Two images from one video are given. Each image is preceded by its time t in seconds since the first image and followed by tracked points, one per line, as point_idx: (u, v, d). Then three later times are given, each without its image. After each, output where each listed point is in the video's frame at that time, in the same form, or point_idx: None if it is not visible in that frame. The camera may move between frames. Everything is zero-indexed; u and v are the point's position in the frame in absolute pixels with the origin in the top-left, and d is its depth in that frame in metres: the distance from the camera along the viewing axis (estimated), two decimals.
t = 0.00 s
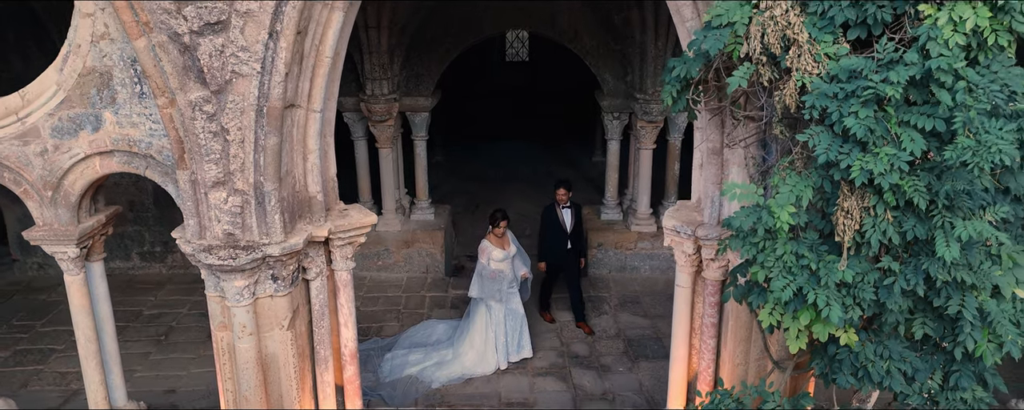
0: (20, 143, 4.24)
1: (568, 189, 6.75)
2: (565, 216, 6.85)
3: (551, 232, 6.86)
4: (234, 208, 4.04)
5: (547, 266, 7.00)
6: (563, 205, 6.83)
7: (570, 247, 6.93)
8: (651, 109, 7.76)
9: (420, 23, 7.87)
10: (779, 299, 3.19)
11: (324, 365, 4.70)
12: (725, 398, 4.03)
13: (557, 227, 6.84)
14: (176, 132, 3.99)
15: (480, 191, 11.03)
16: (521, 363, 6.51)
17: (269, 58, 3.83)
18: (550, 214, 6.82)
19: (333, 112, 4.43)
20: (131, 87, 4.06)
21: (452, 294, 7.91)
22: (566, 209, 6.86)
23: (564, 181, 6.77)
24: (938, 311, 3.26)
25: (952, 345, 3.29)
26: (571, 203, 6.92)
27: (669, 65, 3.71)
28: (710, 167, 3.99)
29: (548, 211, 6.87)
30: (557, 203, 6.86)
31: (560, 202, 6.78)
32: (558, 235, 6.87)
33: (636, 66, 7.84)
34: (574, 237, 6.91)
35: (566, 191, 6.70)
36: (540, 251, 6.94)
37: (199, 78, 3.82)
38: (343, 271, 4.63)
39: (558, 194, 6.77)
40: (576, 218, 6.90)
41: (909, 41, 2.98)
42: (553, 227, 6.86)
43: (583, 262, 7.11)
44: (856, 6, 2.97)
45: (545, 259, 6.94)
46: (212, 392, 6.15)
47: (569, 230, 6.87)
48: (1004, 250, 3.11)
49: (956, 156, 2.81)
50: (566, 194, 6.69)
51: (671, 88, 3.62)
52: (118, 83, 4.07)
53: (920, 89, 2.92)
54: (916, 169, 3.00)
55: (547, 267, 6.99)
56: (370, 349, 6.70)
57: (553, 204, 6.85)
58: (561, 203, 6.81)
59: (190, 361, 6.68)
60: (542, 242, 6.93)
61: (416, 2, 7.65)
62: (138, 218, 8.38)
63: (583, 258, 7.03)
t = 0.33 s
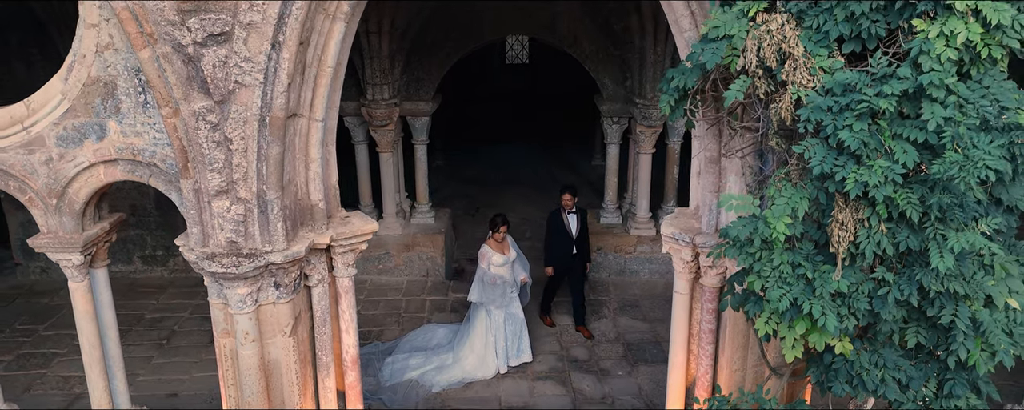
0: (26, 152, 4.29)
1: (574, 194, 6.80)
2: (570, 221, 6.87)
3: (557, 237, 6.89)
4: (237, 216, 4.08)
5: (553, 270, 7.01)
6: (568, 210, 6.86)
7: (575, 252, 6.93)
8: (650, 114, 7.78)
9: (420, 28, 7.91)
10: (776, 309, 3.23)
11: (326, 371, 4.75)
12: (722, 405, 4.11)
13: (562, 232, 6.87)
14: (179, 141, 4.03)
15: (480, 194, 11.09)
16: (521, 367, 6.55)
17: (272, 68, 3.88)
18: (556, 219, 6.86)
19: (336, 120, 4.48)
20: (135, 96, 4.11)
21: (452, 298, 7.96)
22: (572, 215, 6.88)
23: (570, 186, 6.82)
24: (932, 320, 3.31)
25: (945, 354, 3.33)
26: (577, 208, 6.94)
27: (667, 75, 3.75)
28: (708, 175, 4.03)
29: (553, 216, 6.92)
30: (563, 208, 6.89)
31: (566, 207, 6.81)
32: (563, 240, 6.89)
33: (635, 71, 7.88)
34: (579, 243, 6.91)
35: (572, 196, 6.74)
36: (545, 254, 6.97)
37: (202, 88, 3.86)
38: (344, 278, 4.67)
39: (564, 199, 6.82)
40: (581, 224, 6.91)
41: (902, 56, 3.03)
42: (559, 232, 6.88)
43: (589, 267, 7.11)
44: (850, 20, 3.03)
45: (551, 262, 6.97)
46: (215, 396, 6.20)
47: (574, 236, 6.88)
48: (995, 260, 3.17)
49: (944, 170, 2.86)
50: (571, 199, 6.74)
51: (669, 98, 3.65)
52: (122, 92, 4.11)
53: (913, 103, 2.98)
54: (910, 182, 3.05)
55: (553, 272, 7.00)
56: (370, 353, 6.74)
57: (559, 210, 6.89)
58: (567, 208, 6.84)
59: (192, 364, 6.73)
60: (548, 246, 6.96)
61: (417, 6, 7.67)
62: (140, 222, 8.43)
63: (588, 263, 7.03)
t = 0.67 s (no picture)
0: (31, 161, 4.33)
1: (580, 200, 6.77)
2: (576, 227, 6.87)
3: (563, 243, 6.90)
4: (240, 225, 4.13)
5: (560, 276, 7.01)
6: (574, 216, 6.84)
7: (581, 258, 6.94)
8: (649, 119, 7.83)
9: (420, 33, 7.94)
10: (773, 318, 3.29)
11: (327, 377, 4.80)
12: None
13: (568, 238, 6.88)
14: (184, 151, 4.08)
15: (481, 196, 11.15)
16: (521, 372, 6.60)
17: (275, 79, 3.92)
18: (562, 225, 6.84)
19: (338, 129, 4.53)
20: (140, 106, 4.15)
21: (452, 302, 8.00)
22: (578, 220, 6.87)
23: (575, 192, 6.80)
24: (926, 329, 3.36)
25: (940, 363, 3.38)
26: (583, 214, 6.93)
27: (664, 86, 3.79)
28: (706, 184, 4.08)
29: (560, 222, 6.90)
30: (569, 214, 6.87)
31: (571, 213, 6.79)
32: (569, 246, 6.92)
33: (634, 76, 7.92)
34: (586, 248, 6.93)
35: (578, 202, 6.72)
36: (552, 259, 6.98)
37: (206, 99, 3.91)
38: (346, 285, 4.72)
39: (570, 205, 6.79)
40: (587, 230, 6.91)
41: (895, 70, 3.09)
42: (565, 238, 6.89)
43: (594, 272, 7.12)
44: (844, 34, 3.08)
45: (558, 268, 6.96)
46: (217, 401, 6.24)
47: (581, 241, 6.90)
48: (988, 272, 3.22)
49: (934, 183, 2.93)
50: (578, 205, 6.72)
51: (668, 108, 3.69)
52: (127, 102, 4.16)
53: (907, 118, 3.03)
54: (904, 194, 3.11)
55: (560, 278, 7.00)
56: (371, 357, 6.78)
57: (565, 216, 6.88)
58: (573, 214, 6.82)
59: (195, 368, 6.77)
60: (554, 252, 6.97)
61: (418, 12, 7.71)
62: (142, 226, 8.48)
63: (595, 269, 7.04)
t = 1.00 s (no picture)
0: (37, 170, 4.38)
1: (585, 206, 6.84)
2: (581, 233, 6.88)
3: (568, 249, 6.86)
4: (244, 234, 4.18)
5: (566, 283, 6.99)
6: (580, 222, 6.89)
7: (587, 265, 6.91)
8: (648, 124, 7.87)
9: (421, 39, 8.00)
10: (769, 328, 3.34)
11: (329, 383, 4.84)
12: None
13: (573, 245, 6.85)
14: (188, 161, 4.13)
15: (481, 199, 11.20)
16: (521, 376, 6.64)
17: (278, 90, 3.96)
18: (567, 230, 6.88)
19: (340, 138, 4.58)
20: (144, 116, 4.20)
21: (453, 306, 8.04)
22: (583, 226, 6.90)
23: (580, 199, 6.86)
24: (920, 339, 3.41)
25: (934, 372, 3.43)
26: (587, 220, 6.95)
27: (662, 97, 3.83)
28: (704, 192, 4.10)
29: (564, 228, 6.92)
30: (574, 221, 6.91)
31: (576, 220, 6.85)
32: (575, 252, 6.87)
33: (633, 81, 7.97)
34: (591, 255, 6.90)
35: (583, 208, 6.80)
36: (558, 269, 6.91)
37: (210, 109, 3.96)
38: (348, 292, 4.76)
39: (575, 211, 6.87)
40: (592, 236, 6.91)
41: (889, 84, 3.14)
42: (570, 245, 6.86)
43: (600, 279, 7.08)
44: (839, 49, 3.13)
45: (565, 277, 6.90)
46: (219, 405, 6.29)
47: (586, 247, 6.87)
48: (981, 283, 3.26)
49: (927, 195, 2.99)
50: (583, 211, 6.79)
51: (665, 118, 3.72)
52: (131, 112, 4.21)
53: (901, 131, 3.09)
54: (897, 207, 3.16)
55: (566, 286, 6.96)
56: (372, 361, 6.83)
57: (570, 222, 6.91)
58: (578, 221, 6.87)
59: (197, 373, 6.82)
60: (560, 260, 6.92)
61: (418, 18, 7.80)
62: (145, 230, 8.54)
63: (600, 275, 7.01)
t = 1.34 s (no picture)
0: (42, 179, 4.43)
1: (590, 213, 6.77)
2: (585, 239, 6.88)
3: (571, 255, 6.91)
4: (247, 242, 4.23)
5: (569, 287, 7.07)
6: (583, 228, 6.85)
7: (590, 271, 6.94)
8: (647, 129, 7.91)
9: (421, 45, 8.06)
10: (766, 338, 3.40)
11: (331, 389, 4.89)
12: None
13: (576, 251, 6.89)
14: (191, 171, 4.19)
15: (482, 202, 11.26)
16: (521, 380, 6.69)
17: (280, 101, 4.01)
18: (570, 237, 6.87)
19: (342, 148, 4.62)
20: (148, 126, 4.25)
21: (453, 309, 8.09)
22: (588, 233, 6.88)
23: (585, 205, 6.81)
24: (914, 348, 3.47)
25: (928, 382, 3.49)
26: (592, 226, 6.93)
27: (660, 107, 3.85)
28: (702, 201, 4.12)
29: (568, 234, 6.92)
30: (578, 227, 6.88)
31: (581, 226, 6.81)
32: (577, 259, 6.92)
33: (632, 86, 8.03)
34: (594, 261, 6.93)
35: (588, 215, 6.72)
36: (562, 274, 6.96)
37: (213, 120, 4.00)
38: (350, 299, 4.81)
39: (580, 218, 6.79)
40: (596, 243, 6.91)
41: (883, 99, 3.20)
42: (573, 250, 6.90)
43: (604, 286, 7.09)
44: (834, 63, 3.18)
45: (568, 282, 6.94)
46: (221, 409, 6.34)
47: (589, 254, 6.90)
48: (974, 293, 3.32)
49: (920, 207, 3.05)
50: (588, 218, 6.72)
51: (664, 128, 3.74)
52: (135, 122, 4.26)
53: (894, 146, 3.15)
54: (891, 220, 3.22)
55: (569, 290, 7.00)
56: (373, 365, 6.88)
57: (574, 228, 6.89)
58: (582, 227, 6.84)
59: (199, 377, 6.86)
60: (562, 265, 6.97)
61: (418, 23, 7.82)
62: (146, 234, 8.59)
63: (603, 282, 7.02)
